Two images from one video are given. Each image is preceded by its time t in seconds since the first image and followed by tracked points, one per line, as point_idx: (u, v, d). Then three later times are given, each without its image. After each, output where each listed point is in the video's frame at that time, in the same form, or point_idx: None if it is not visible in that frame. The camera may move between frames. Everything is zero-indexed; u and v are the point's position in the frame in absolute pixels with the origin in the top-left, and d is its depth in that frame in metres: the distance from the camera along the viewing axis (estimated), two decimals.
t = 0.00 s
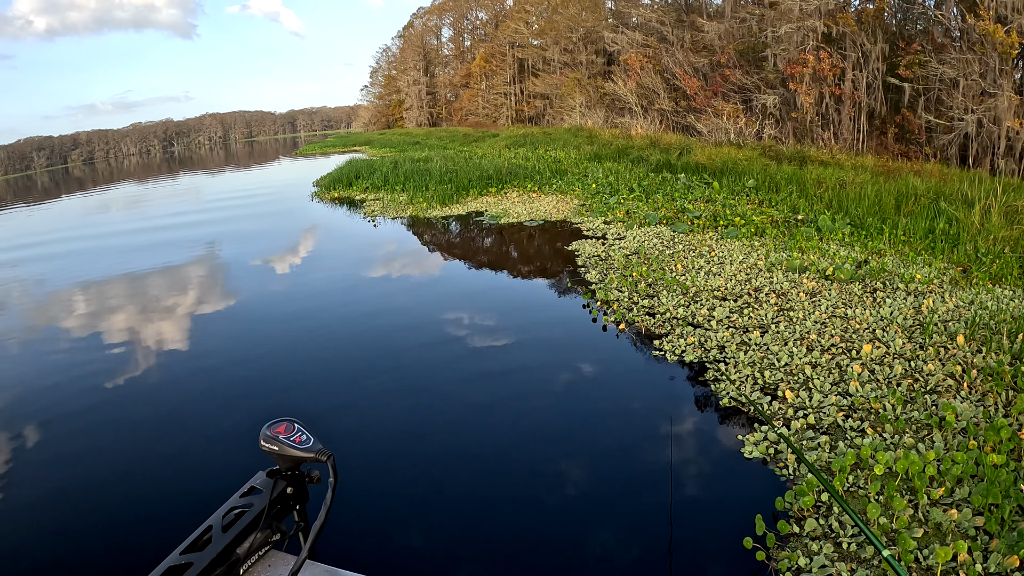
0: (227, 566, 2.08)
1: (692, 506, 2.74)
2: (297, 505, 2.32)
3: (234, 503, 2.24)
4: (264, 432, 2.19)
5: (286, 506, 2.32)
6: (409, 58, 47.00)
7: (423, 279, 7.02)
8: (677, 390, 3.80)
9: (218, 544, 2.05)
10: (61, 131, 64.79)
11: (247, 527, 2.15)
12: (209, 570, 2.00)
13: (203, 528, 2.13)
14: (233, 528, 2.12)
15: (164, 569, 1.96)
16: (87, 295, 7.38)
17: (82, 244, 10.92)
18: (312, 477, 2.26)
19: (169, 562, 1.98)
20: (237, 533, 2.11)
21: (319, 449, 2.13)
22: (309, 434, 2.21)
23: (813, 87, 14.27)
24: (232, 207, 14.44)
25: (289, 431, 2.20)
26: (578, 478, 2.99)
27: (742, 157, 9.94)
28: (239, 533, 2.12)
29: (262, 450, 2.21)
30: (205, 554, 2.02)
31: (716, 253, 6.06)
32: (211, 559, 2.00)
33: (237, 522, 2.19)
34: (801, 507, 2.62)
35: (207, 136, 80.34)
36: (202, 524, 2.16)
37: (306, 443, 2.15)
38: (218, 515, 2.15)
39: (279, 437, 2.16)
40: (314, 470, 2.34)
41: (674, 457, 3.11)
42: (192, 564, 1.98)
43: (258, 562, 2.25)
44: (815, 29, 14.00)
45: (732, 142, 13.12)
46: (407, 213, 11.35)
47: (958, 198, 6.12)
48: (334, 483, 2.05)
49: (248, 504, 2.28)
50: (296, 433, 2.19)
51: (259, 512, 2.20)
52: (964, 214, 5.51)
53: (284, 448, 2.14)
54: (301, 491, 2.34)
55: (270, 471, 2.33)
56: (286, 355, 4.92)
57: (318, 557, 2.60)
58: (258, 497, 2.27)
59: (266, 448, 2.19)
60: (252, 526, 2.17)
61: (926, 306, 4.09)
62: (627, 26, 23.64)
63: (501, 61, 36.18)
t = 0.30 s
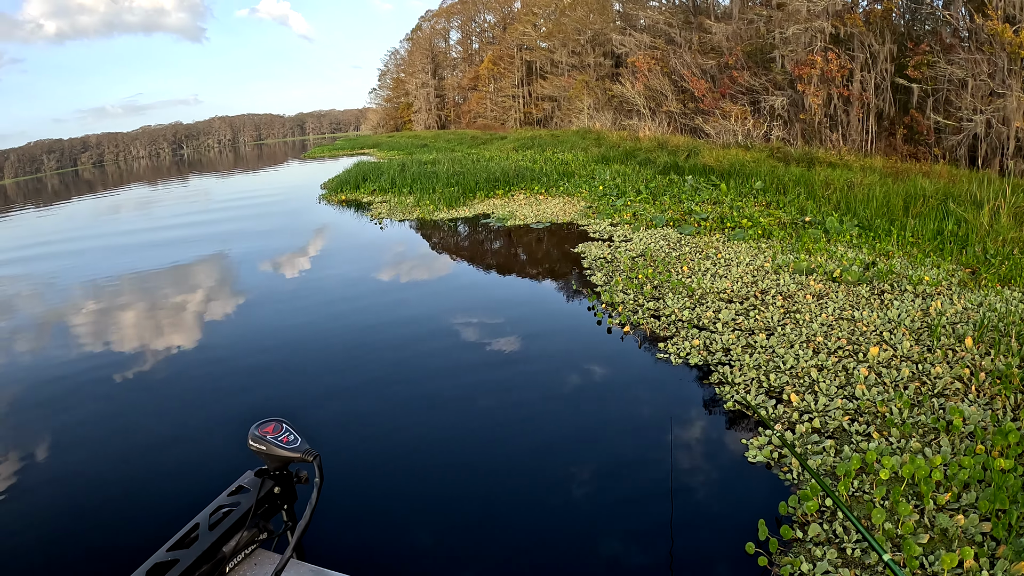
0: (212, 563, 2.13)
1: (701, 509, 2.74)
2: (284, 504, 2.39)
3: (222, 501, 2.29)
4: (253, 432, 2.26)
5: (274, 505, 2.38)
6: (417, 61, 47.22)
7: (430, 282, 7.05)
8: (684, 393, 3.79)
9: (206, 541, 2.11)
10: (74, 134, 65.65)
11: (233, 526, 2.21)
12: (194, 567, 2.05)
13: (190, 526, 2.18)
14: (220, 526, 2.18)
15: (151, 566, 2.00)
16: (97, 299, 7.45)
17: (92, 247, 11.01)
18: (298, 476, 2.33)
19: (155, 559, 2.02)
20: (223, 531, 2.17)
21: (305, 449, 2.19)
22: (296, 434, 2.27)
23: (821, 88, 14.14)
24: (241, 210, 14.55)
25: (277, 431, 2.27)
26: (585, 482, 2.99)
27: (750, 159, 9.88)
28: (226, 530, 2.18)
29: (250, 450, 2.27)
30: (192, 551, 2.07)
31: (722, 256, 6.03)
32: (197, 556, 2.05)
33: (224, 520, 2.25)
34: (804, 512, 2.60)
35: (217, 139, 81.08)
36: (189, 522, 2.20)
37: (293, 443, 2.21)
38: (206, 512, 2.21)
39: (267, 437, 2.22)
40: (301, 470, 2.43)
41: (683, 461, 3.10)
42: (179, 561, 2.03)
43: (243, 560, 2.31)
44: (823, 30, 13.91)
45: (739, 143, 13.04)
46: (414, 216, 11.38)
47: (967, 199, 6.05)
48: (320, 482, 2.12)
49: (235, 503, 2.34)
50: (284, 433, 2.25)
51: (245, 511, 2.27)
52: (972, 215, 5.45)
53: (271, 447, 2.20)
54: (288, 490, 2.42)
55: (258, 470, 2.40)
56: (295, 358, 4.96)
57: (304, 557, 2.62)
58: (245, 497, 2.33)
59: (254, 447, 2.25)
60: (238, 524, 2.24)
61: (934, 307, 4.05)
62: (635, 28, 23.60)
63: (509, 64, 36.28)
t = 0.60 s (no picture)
0: (211, 562, 2.16)
1: (711, 512, 2.76)
2: (282, 504, 2.45)
3: (219, 501, 2.35)
4: (251, 432, 2.30)
5: (272, 505, 2.44)
6: (426, 63, 47.41)
7: (438, 283, 7.11)
8: (694, 392, 3.85)
9: (204, 540, 2.15)
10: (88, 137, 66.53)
11: (231, 525, 2.25)
12: (192, 565, 2.08)
13: (189, 525, 2.23)
14: (218, 525, 2.23)
15: (150, 564, 2.05)
16: (109, 300, 7.54)
17: (103, 248, 11.14)
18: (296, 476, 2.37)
19: (155, 557, 2.07)
20: (221, 530, 2.22)
21: (302, 449, 2.22)
22: (293, 435, 2.30)
23: (830, 88, 14.07)
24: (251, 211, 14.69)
25: (274, 431, 2.31)
26: (594, 484, 3.02)
27: (759, 160, 9.86)
28: (224, 530, 2.23)
29: (248, 450, 2.31)
30: (190, 549, 2.12)
31: (730, 257, 6.04)
32: (195, 553, 2.09)
33: (222, 519, 2.30)
34: (811, 516, 2.62)
35: (227, 141, 81.74)
36: (188, 521, 2.26)
37: (290, 442, 2.25)
38: (205, 512, 2.26)
39: (264, 437, 2.26)
40: (299, 470, 2.48)
41: (693, 465, 3.12)
42: (178, 558, 2.08)
43: (242, 559, 2.35)
44: (832, 30, 13.84)
45: (748, 144, 13.00)
46: (422, 217, 11.45)
47: (977, 200, 6.02)
48: (316, 481, 2.15)
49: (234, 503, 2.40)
50: (281, 433, 2.29)
51: (243, 510, 2.32)
52: (982, 215, 5.44)
53: (269, 447, 2.24)
54: (286, 490, 2.48)
55: (257, 471, 2.46)
56: (305, 359, 5.02)
57: (306, 557, 2.67)
58: (244, 496, 2.39)
59: (251, 447, 2.29)
60: (236, 524, 2.28)
61: (944, 309, 4.05)
62: (643, 29, 23.57)
63: (518, 65, 36.37)
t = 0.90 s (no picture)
0: (213, 561, 2.22)
1: (720, 514, 2.81)
2: (284, 503, 2.50)
3: (222, 501, 2.38)
4: (253, 432, 2.35)
5: (274, 504, 2.49)
6: (434, 64, 47.62)
7: (447, 284, 7.19)
8: (704, 392, 3.92)
9: (206, 539, 2.20)
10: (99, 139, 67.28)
11: (233, 525, 2.30)
12: (194, 564, 2.13)
13: (191, 524, 2.27)
14: (220, 524, 2.28)
15: (154, 563, 2.10)
16: (119, 300, 7.64)
17: (114, 249, 11.27)
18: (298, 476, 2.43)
19: (158, 556, 2.11)
20: (224, 529, 2.26)
21: (304, 449, 2.28)
22: (295, 435, 2.36)
23: (839, 88, 14.03)
24: (260, 212, 14.81)
25: (277, 431, 2.36)
26: (605, 485, 3.07)
27: (768, 160, 9.87)
28: (227, 529, 2.27)
29: (251, 450, 2.37)
30: (194, 548, 2.17)
31: (739, 258, 6.08)
32: (198, 552, 2.14)
33: (225, 519, 2.34)
34: (819, 521, 2.66)
35: (236, 142, 82.35)
36: (192, 520, 2.30)
37: (292, 443, 2.30)
38: (208, 511, 2.31)
39: (267, 437, 2.32)
40: (300, 470, 2.52)
41: (703, 467, 3.18)
42: (181, 558, 2.13)
43: (244, 558, 2.40)
44: (840, 30, 13.81)
45: (757, 145, 13.01)
46: (430, 219, 11.54)
47: (987, 201, 6.03)
48: (317, 480, 2.20)
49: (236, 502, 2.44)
50: (283, 433, 2.35)
51: (246, 510, 2.36)
52: (992, 216, 5.45)
53: (271, 447, 2.29)
54: (288, 489, 2.52)
55: (259, 470, 2.50)
56: (318, 359, 5.10)
57: (310, 556, 2.73)
58: (246, 496, 2.43)
59: (254, 447, 2.35)
60: (238, 523, 2.33)
61: (954, 311, 4.09)
62: (651, 29, 23.57)
63: (526, 66, 36.46)
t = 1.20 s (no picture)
0: (214, 560, 2.26)
1: (725, 516, 2.83)
2: (286, 503, 2.55)
3: (223, 502, 2.44)
4: (256, 432, 2.41)
5: (276, 504, 2.54)
6: (441, 66, 47.80)
7: (456, 285, 7.26)
8: (712, 394, 3.96)
9: (208, 539, 2.23)
10: (111, 141, 68.07)
11: (236, 524, 2.34)
12: (196, 564, 2.17)
13: (194, 524, 2.32)
14: (222, 524, 2.32)
15: (156, 562, 2.14)
16: (129, 301, 7.73)
17: (122, 251, 11.37)
18: (301, 477, 2.48)
19: (160, 555, 2.16)
20: (226, 529, 2.30)
21: (306, 449, 2.33)
22: (297, 435, 2.42)
23: (847, 88, 14.01)
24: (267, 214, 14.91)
25: (279, 431, 2.42)
26: (611, 486, 3.10)
27: (775, 161, 9.89)
28: (229, 529, 2.31)
29: (254, 450, 2.42)
30: (195, 548, 2.21)
31: (747, 260, 6.12)
32: (199, 552, 2.18)
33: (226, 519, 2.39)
34: (828, 525, 2.66)
35: (244, 145, 82.91)
36: (193, 521, 2.35)
37: (295, 443, 2.36)
38: (210, 511, 2.35)
39: (269, 437, 2.37)
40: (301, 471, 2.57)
41: (710, 468, 3.20)
42: (182, 557, 2.16)
43: (246, 557, 2.44)
44: (848, 29, 13.80)
45: (764, 145, 13.01)
46: (438, 220, 11.63)
47: (997, 200, 6.04)
48: (319, 481, 2.25)
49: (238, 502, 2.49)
50: (286, 434, 2.40)
51: (248, 509, 2.40)
52: (1001, 216, 5.47)
53: (274, 447, 2.35)
54: (290, 490, 2.57)
55: (261, 471, 2.55)
56: (328, 359, 5.17)
57: (312, 557, 2.77)
58: (248, 496, 2.49)
59: (257, 447, 2.40)
60: (241, 523, 2.37)
61: (963, 312, 4.12)
62: (658, 30, 23.58)
63: (533, 68, 36.56)
